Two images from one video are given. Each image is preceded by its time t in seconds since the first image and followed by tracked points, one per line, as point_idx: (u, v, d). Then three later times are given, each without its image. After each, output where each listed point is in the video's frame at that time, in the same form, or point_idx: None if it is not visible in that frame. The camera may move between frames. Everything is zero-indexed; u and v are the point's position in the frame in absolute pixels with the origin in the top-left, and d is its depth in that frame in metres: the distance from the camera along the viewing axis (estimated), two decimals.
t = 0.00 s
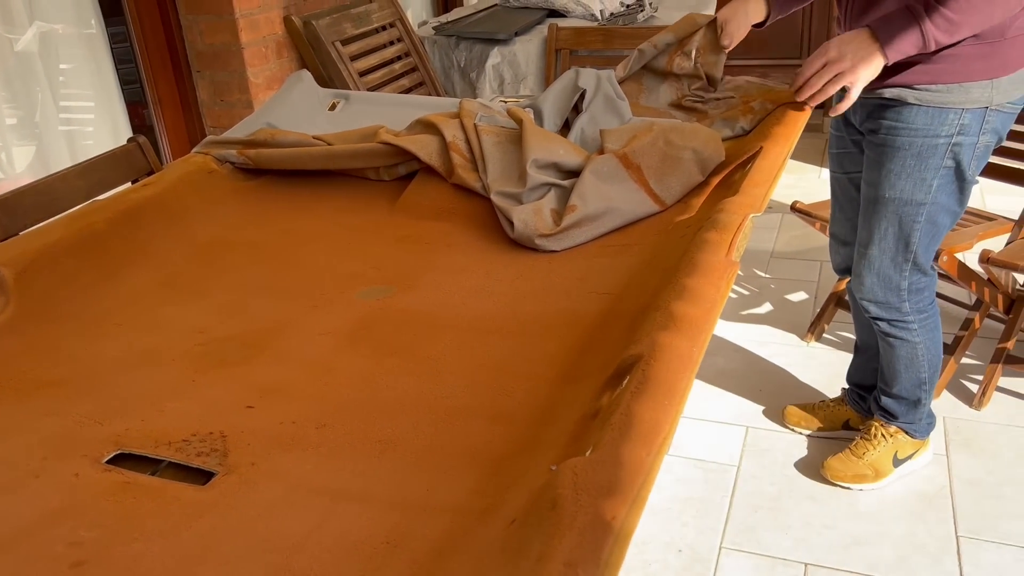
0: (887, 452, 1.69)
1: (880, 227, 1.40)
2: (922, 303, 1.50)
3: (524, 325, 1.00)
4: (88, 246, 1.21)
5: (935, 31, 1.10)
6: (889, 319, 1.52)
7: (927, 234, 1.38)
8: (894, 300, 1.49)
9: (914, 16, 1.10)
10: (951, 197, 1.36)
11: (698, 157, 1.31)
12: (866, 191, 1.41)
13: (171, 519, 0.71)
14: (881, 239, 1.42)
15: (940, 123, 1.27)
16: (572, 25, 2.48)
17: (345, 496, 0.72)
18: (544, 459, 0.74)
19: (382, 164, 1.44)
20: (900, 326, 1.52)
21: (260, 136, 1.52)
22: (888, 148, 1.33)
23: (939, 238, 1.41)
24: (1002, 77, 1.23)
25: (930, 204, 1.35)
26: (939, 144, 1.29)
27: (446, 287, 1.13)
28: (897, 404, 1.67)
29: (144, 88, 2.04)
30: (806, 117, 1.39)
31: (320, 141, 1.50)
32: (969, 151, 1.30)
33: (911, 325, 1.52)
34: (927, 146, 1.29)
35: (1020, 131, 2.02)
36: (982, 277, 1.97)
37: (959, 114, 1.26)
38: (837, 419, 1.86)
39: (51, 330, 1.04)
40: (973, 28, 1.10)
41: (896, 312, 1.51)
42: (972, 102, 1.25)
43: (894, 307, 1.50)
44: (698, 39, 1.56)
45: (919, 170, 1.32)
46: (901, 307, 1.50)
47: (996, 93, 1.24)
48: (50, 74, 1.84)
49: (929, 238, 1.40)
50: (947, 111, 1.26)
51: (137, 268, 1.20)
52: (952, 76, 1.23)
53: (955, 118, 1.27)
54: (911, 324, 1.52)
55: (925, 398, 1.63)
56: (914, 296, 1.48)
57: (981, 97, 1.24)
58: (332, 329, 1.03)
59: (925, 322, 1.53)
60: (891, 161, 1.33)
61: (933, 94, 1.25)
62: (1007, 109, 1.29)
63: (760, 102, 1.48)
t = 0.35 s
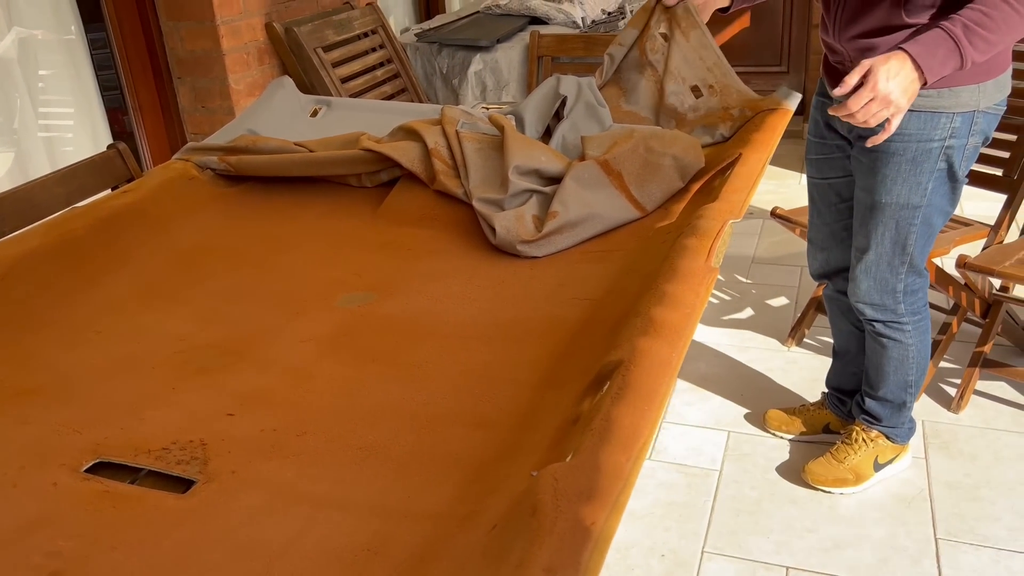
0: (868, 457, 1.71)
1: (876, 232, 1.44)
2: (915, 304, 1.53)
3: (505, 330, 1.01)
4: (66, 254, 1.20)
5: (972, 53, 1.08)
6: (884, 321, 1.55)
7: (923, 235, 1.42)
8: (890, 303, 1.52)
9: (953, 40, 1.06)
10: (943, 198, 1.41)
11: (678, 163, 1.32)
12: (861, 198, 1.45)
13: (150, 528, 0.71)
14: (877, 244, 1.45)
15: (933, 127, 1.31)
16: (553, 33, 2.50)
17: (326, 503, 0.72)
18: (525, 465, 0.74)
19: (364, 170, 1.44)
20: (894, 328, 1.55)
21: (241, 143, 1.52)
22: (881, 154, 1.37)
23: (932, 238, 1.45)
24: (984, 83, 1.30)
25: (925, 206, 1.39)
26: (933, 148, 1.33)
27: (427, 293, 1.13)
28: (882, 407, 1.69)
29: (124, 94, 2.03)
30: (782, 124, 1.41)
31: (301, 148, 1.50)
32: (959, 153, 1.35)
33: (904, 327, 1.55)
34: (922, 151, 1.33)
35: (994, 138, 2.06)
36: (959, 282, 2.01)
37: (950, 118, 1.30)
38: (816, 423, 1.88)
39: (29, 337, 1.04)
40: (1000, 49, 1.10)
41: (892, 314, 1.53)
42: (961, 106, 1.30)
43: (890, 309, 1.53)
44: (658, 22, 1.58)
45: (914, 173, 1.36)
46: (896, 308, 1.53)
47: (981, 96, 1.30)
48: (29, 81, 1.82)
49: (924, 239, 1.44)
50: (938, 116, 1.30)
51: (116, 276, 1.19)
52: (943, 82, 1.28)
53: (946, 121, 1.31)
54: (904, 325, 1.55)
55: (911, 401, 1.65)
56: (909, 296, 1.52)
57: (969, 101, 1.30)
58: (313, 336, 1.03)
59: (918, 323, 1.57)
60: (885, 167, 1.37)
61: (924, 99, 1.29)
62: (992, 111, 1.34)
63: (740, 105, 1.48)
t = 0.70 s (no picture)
0: (855, 462, 1.72)
1: (863, 239, 1.45)
2: (902, 312, 1.54)
3: (493, 337, 1.01)
4: (50, 262, 1.19)
5: (946, 63, 1.10)
6: (871, 328, 1.56)
7: (909, 244, 1.44)
8: (877, 309, 1.52)
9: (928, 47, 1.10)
10: (930, 207, 1.42)
11: (664, 168, 1.33)
12: (849, 205, 1.46)
13: (135, 539, 0.70)
14: (864, 251, 1.46)
15: (920, 138, 1.33)
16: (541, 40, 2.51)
17: (313, 513, 0.72)
18: (514, 474, 0.74)
19: (351, 176, 1.44)
20: (880, 335, 1.56)
21: (227, 149, 1.51)
22: (869, 163, 1.38)
23: (919, 248, 1.47)
24: (972, 96, 1.32)
25: (911, 216, 1.40)
26: (920, 158, 1.35)
27: (415, 300, 1.13)
28: (868, 414, 1.69)
29: (110, 100, 2.02)
30: (766, 129, 1.42)
31: (288, 154, 1.50)
32: (946, 164, 1.37)
33: (891, 334, 1.56)
34: (909, 161, 1.35)
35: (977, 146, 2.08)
36: (943, 288, 2.03)
37: (937, 129, 1.32)
38: (803, 425, 1.89)
39: (12, 346, 1.02)
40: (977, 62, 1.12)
41: (878, 321, 1.54)
42: (949, 118, 1.31)
43: (876, 317, 1.54)
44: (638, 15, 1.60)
45: (901, 183, 1.37)
46: (883, 316, 1.54)
47: (969, 108, 1.32)
48: (14, 87, 1.81)
49: (911, 248, 1.45)
50: (926, 127, 1.32)
51: (100, 283, 1.18)
52: (930, 93, 1.29)
53: (934, 133, 1.33)
54: (890, 333, 1.56)
55: (896, 407, 1.66)
56: (896, 304, 1.53)
57: (957, 113, 1.31)
58: (300, 344, 1.02)
59: (905, 331, 1.57)
60: (872, 176, 1.38)
61: (912, 109, 1.31)
62: (979, 123, 1.37)
63: (730, 95, 1.49)
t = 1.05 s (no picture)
0: (850, 471, 1.73)
1: (874, 247, 1.47)
2: (904, 321, 1.56)
3: (489, 345, 1.01)
4: (46, 267, 1.19)
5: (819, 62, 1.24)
6: (874, 335, 1.58)
7: (919, 251, 1.46)
8: (881, 317, 1.54)
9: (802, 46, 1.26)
10: (941, 215, 1.44)
11: (662, 180, 1.34)
12: (860, 213, 1.47)
13: (131, 545, 0.70)
14: (873, 259, 1.47)
15: (937, 145, 1.35)
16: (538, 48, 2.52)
17: (310, 519, 0.72)
18: (511, 482, 0.74)
19: (349, 184, 1.45)
20: (884, 343, 1.57)
21: (226, 155, 1.52)
22: (884, 169, 1.40)
23: (926, 256, 1.49)
24: (985, 103, 1.36)
25: (924, 224, 1.42)
26: (937, 165, 1.37)
27: (411, 307, 1.13)
28: (866, 422, 1.71)
29: (107, 105, 2.02)
30: (766, 142, 1.44)
31: (287, 161, 1.50)
32: (959, 172, 1.40)
33: (894, 343, 1.58)
34: (926, 168, 1.37)
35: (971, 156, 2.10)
36: (937, 297, 2.05)
37: (954, 136, 1.35)
38: (762, 409, 1.98)
39: (8, 351, 1.02)
40: (852, 65, 1.23)
41: (882, 329, 1.56)
42: (964, 125, 1.35)
43: (881, 324, 1.56)
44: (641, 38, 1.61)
45: (916, 190, 1.39)
46: (887, 324, 1.55)
47: (982, 115, 1.36)
48: (10, 91, 1.81)
49: (921, 256, 1.47)
50: (943, 134, 1.34)
51: (96, 289, 1.18)
52: (948, 100, 1.32)
53: (950, 140, 1.35)
54: (894, 342, 1.57)
55: (895, 415, 1.68)
56: (900, 313, 1.55)
57: (972, 119, 1.35)
58: (297, 350, 1.02)
59: (906, 339, 1.59)
60: (888, 183, 1.40)
61: (929, 118, 1.34)
62: (986, 131, 1.40)
63: (728, 117, 1.51)
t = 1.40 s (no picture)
0: (852, 479, 1.73)
1: (871, 244, 1.50)
2: (902, 318, 1.60)
3: (495, 349, 1.01)
4: (49, 270, 1.19)
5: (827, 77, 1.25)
6: (873, 332, 1.61)
7: (914, 247, 1.50)
8: (879, 315, 1.58)
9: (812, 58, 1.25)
10: (932, 211, 1.49)
11: (664, 185, 1.34)
12: (856, 211, 1.52)
13: (137, 548, 0.70)
14: (871, 255, 1.51)
15: (926, 142, 1.40)
16: (542, 55, 2.53)
17: (316, 523, 0.72)
18: (517, 488, 0.74)
19: (353, 189, 1.45)
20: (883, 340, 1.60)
21: (229, 160, 1.52)
22: (876, 168, 1.44)
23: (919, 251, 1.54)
24: (966, 100, 1.42)
25: (918, 220, 1.46)
26: (926, 161, 1.42)
27: (416, 311, 1.13)
28: (868, 425, 1.71)
29: (112, 109, 2.03)
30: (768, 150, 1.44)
31: (290, 166, 1.50)
32: (946, 167, 1.45)
33: (893, 339, 1.61)
34: (916, 164, 1.41)
35: (974, 165, 2.10)
36: (940, 306, 2.04)
37: (940, 133, 1.40)
38: (764, 416, 1.98)
39: (12, 355, 1.02)
40: (859, 79, 1.24)
41: (881, 326, 1.59)
42: (949, 122, 1.40)
43: (879, 322, 1.59)
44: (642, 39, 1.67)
45: (909, 187, 1.43)
46: (885, 321, 1.59)
47: (965, 113, 1.42)
48: (17, 94, 1.81)
49: (914, 252, 1.51)
50: (930, 131, 1.40)
51: (101, 292, 1.18)
52: (932, 101, 1.38)
53: (938, 136, 1.40)
54: (893, 338, 1.61)
55: (897, 417, 1.69)
56: (897, 310, 1.58)
57: (955, 116, 1.41)
58: (301, 355, 1.02)
59: (905, 336, 1.62)
60: (881, 181, 1.44)
61: (915, 116, 1.39)
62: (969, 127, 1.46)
63: (729, 113, 1.51)
